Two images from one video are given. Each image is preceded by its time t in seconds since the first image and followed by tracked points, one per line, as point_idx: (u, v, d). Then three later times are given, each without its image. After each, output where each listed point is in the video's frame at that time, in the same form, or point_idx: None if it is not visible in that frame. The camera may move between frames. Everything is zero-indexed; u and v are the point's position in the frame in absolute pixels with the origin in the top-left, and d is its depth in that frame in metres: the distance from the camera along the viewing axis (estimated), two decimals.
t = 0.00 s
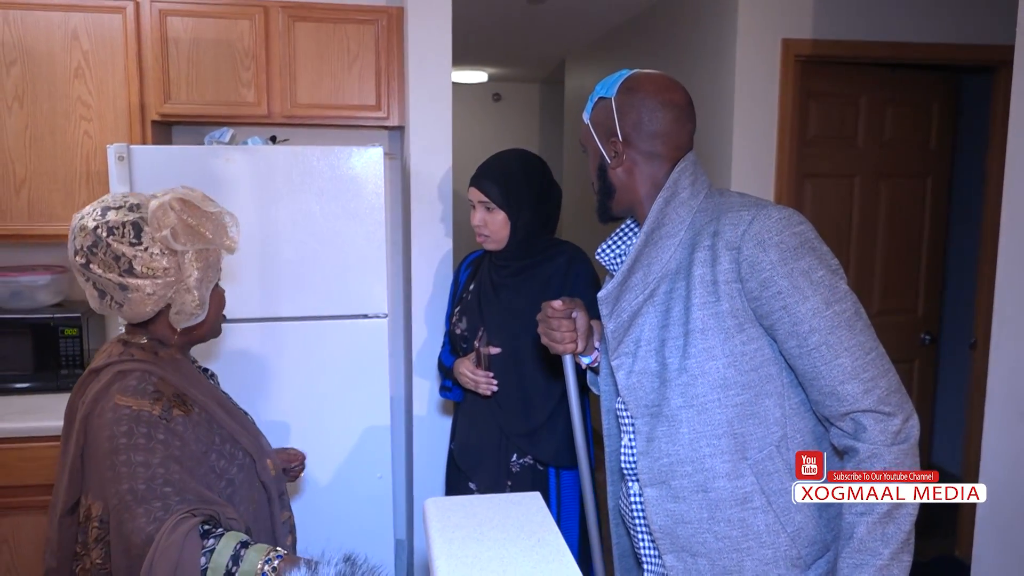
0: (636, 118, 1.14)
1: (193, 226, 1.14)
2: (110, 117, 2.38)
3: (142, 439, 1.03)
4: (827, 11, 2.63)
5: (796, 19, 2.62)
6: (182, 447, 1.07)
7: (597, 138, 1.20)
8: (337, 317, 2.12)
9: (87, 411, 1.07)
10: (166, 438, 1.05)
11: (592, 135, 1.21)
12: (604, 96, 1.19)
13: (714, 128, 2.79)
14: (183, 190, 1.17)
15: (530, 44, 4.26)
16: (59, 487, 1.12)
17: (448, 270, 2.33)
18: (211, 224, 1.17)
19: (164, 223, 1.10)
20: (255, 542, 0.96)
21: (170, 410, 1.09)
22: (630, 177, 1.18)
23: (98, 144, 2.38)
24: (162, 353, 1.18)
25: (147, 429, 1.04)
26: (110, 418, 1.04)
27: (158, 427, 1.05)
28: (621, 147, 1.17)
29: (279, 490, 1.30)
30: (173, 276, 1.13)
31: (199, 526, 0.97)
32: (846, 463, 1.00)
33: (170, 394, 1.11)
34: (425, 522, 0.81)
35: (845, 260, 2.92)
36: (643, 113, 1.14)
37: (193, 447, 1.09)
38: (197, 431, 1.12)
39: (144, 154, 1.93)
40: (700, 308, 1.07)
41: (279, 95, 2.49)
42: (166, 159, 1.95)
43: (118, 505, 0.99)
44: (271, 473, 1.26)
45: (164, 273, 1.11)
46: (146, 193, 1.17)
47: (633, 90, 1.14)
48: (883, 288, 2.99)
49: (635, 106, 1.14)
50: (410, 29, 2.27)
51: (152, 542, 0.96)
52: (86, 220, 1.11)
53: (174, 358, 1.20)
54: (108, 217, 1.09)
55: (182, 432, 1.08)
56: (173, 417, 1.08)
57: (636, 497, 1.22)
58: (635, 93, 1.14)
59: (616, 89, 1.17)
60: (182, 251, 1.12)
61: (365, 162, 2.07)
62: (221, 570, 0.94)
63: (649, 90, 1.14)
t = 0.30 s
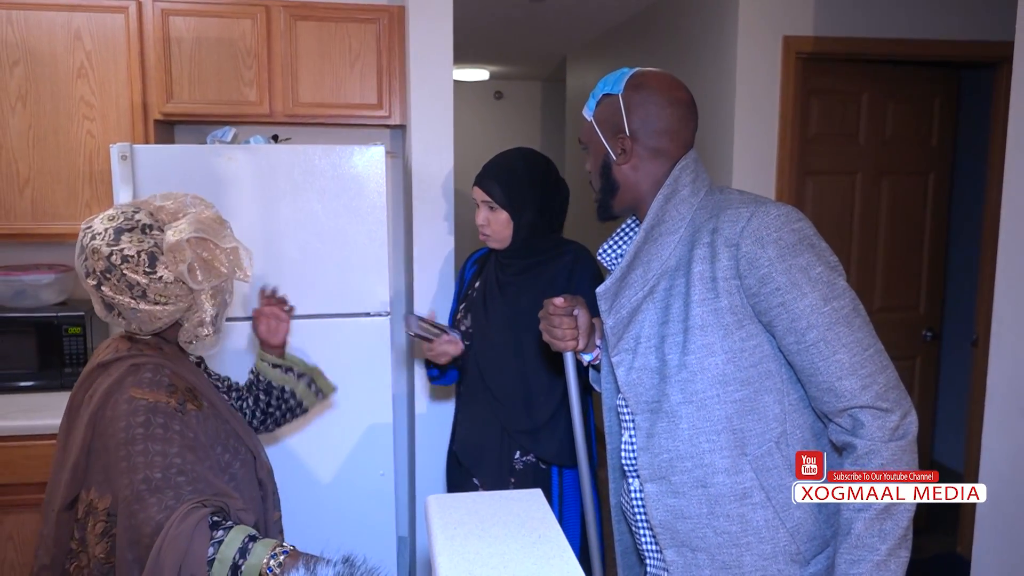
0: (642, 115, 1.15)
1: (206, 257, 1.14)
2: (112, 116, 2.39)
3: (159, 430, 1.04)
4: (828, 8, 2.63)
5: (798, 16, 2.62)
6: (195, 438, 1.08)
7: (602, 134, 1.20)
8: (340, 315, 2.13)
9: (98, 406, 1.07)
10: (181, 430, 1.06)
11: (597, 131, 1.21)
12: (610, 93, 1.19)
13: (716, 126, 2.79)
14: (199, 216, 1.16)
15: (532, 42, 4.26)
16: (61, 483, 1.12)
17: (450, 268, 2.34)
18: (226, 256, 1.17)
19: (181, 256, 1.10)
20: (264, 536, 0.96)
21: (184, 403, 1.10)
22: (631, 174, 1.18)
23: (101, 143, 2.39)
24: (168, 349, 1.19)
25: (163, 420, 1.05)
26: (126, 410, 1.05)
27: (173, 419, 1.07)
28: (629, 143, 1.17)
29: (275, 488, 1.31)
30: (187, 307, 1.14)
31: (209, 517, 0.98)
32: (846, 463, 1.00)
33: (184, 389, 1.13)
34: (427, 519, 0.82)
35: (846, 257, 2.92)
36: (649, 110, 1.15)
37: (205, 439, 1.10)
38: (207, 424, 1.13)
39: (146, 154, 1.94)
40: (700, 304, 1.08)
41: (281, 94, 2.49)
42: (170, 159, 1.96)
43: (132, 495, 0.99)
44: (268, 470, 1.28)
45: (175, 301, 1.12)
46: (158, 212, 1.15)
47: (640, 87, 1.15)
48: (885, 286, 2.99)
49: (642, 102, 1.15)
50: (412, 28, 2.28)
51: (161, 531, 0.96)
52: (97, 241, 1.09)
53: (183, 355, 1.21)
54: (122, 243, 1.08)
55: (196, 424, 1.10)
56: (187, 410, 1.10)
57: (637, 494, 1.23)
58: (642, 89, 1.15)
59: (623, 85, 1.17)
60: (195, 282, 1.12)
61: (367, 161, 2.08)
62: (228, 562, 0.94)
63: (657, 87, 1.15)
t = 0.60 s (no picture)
0: (652, 117, 1.16)
1: (217, 264, 1.14)
2: (121, 113, 2.40)
3: (160, 434, 1.04)
4: (835, 12, 2.64)
5: (805, 20, 2.62)
6: (196, 441, 1.08)
7: (611, 136, 1.20)
8: (345, 313, 2.14)
9: (103, 407, 1.07)
10: (183, 435, 1.07)
11: (606, 132, 1.21)
12: (621, 94, 1.19)
13: (721, 128, 2.79)
14: (214, 220, 1.16)
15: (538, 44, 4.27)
16: (68, 482, 1.12)
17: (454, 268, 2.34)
18: (237, 262, 1.18)
19: (191, 260, 1.10)
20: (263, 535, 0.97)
21: (189, 410, 1.10)
22: (637, 175, 1.19)
23: (109, 140, 2.40)
24: (173, 351, 1.19)
25: (165, 424, 1.06)
26: (128, 413, 1.05)
27: (176, 424, 1.07)
28: (639, 144, 1.17)
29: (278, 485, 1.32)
30: (191, 309, 1.15)
31: (208, 518, 0.99)
32: (848, 464, 1.01)
33: (188, 394, 1.13)
34: (430, 516, 0.83)
35: (851, 260, 2.92)
36: (659, 112, 1.16)
37: (206, 442, 1.11)
38: (210, 429, 1.14)
39: (155, 151, 1.95)
40: (703, 305, 1.08)
41: (288, 93, 2.51)
42: (177, 157, 1.97)
43: (130, 498, 1.00)
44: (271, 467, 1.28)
45: (180, 303, 1.13)
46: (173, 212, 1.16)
47: (651, 88, 1.16)
48: (890, 290, 2.99)
49: (652, 104, 1.16)
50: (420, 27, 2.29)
51: (160, 534, 0.97)
52: (109, 236, 1.11)
53: (188, 358, 1.20)
54: (134, 241, 1.10)
55: (199, 429, 1.10)
56: (191, 416, 1.10)
57: (638, 493, 1.24)
58: (653, 92, 1.16)
59: (634, 87, 1.18)
60: (202, 287, 1.13)
61: (373, 160, 2.09)
62: (228, 562, 0.95)
63: (667, 90, 1.16)
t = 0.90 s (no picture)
0: (650, 112, 1.15)
1: (222, 259, 1.15)
2: (122, 109, 2.40)
3: (158, 433, 1.05)
4: (836, 6, 2.63)
5: (806, 14, 2.61)
6: (195, 439, 1.09)
7: (609, 133, 1.21)
8: (346, 308, 2.14)
9: (104, 406, 1.07)
10: (182, 434, 1.07)
11: (604, 129, 1.22)
12: (617, 90, 1.19)
13: (723, 123, 2.79)
14: (221, 215, 1.17)
15: (539, 39, 4.26)
16: (69, 481, 1.13)
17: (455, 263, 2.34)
18: (242, 258, 1.18)
19: (196, 252, 1.11)
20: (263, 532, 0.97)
21: (189, 410, 1.10)
22: (638, 170, 1.19)
23: (110, 136, 2.40)
24: (173, 349, 1.19)
25: (163, 423, 1.06)
26: (128, 411, 1.05)
27: (175, 422, 1.07)
28: (636, 141, 1.17)
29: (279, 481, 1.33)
30: (193, 302, 1.15)
31: (209, 516, 0.99)
32: (848, 462, 1.01)
33: (189, 392, 1.13)
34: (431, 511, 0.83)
35: (852, 255, 2.92)
36: (657, 107, 1.15)
37: (207, 440, 1.11)
38: (211, 427, 1.14)
39: (156, 146, 1.95)
40: (704, 300, 1.08)
41: (289, 88, 2.51)
42: (178, 152, 1.98)
43: (130, 496, 1.00)
44: (272, 464, 1.29)
45: (182, 296, 1.13)
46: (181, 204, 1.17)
47: (649, 84, 1.16)
48: (891, 285, 2.99)
49: (650, 100, 1.15)
50: (421, 22, 2.29)
51: (161, 532, 0.98)
52: (115, 224, 1.11)
53: (188, 356, 1.20)
54: (140, 230, 1.10)
55: (199, 427, 1.10)
56: (191, 415, 1.10)
57: (639, 488, 1.24)
58: (650, 87, 1.15)
59: (631, 83, 1.17)
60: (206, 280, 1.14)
61: (373, 155, 2.09)
62: (229, 560, 0.95)
63: (664, 85, 1.15)
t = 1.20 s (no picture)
0: (649, 108, 1.15)
1: (218, 259, 1.15)
2: (118, 108, 2.40)
3: (157, 433, 1.04)
4: (833, 3, 2.63)
5: (803, 11, 2.61)
6: (194, 439, 1.08)
7: (608, 130, 1.21)
8: (343, 307, 2.14)
9: (101, 405, 1.07)
10: (180, 434, 1.06)
11: (603, 126, 1.22)
12: (616, 87, 1.19)
13: (720, 120, 2.79)
14: (218, 215, 1.18)
15: (536, 36, 4.26)
16: (67, 481, 1.12)
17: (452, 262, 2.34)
18: (238, 258, 1.19)
19: (191, 252, 1.11)
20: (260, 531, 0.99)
21: (188, 409, 1.09)
22: (637, 166, 1.19)
23: (105, 135, 2.39)
24: (171, 349, 1.19)
25: (162, 422, 1.06)
26: (126, 410, 1.05)
27: (174, 421, 1.07)
28: (633, 137, 1.17)
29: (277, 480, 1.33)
30: (189, 302, 1.15)
31: (206, 515, 1.00)
32: (846, 462, 1.01)
33: (187, 391, 1.12)
34: (428, 509, 0.83)
35: (849, 252, 2.92)
36: (655, 103, 1.15)
37: (206, 440, 1.11)
38: (210, 426, 1.13)
39: (152, 144, 1.95)
40: (703, 297, 1.08)
41: (285, 86, 2.50)
42: (174, 150, 1.97)
43: (129, 496, 1.01)
44: (269, 463, 1.28)
45: (177, 296, 1.13)
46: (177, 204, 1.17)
47: (646, 81, 1.15)
48: (888, 282, 2.99)
49: (648, 96, 1.15)
50: (418, 20, 2.28)
51: (159, 531, 0.99)
52: (112, 222, 1.10)
53: (186, 355, 1.20)
54: (136, 229, 1.10)
55: (198, 427, 1.10)
56: (189, 414, 1.10)
57: (637, 485, 1.24)
58: (647, 84, 1.15)
59: (628, 80, 1.17)
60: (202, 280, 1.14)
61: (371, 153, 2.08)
62: (227, 558, 0.97)
63: (662, 81, 1.15)
